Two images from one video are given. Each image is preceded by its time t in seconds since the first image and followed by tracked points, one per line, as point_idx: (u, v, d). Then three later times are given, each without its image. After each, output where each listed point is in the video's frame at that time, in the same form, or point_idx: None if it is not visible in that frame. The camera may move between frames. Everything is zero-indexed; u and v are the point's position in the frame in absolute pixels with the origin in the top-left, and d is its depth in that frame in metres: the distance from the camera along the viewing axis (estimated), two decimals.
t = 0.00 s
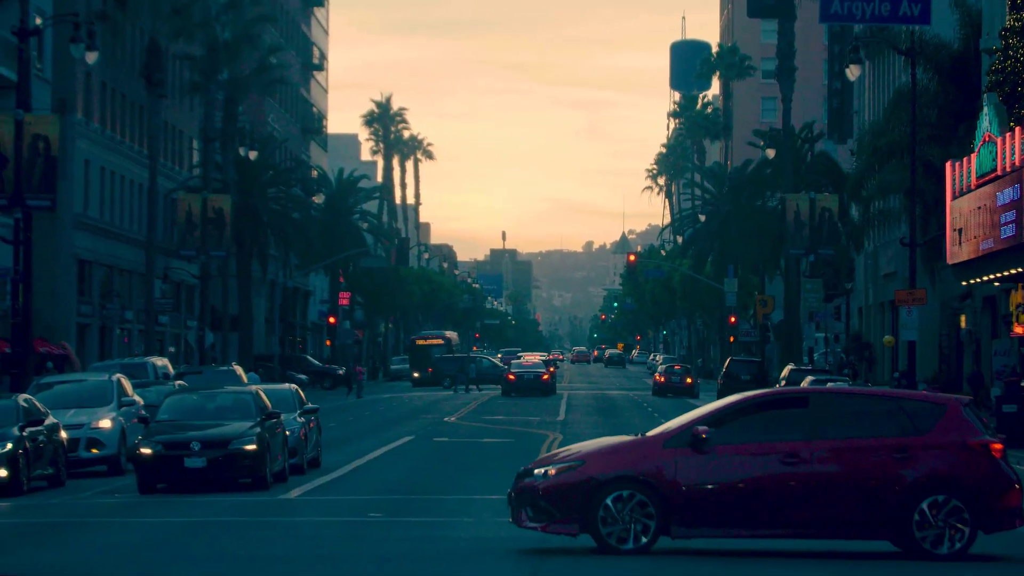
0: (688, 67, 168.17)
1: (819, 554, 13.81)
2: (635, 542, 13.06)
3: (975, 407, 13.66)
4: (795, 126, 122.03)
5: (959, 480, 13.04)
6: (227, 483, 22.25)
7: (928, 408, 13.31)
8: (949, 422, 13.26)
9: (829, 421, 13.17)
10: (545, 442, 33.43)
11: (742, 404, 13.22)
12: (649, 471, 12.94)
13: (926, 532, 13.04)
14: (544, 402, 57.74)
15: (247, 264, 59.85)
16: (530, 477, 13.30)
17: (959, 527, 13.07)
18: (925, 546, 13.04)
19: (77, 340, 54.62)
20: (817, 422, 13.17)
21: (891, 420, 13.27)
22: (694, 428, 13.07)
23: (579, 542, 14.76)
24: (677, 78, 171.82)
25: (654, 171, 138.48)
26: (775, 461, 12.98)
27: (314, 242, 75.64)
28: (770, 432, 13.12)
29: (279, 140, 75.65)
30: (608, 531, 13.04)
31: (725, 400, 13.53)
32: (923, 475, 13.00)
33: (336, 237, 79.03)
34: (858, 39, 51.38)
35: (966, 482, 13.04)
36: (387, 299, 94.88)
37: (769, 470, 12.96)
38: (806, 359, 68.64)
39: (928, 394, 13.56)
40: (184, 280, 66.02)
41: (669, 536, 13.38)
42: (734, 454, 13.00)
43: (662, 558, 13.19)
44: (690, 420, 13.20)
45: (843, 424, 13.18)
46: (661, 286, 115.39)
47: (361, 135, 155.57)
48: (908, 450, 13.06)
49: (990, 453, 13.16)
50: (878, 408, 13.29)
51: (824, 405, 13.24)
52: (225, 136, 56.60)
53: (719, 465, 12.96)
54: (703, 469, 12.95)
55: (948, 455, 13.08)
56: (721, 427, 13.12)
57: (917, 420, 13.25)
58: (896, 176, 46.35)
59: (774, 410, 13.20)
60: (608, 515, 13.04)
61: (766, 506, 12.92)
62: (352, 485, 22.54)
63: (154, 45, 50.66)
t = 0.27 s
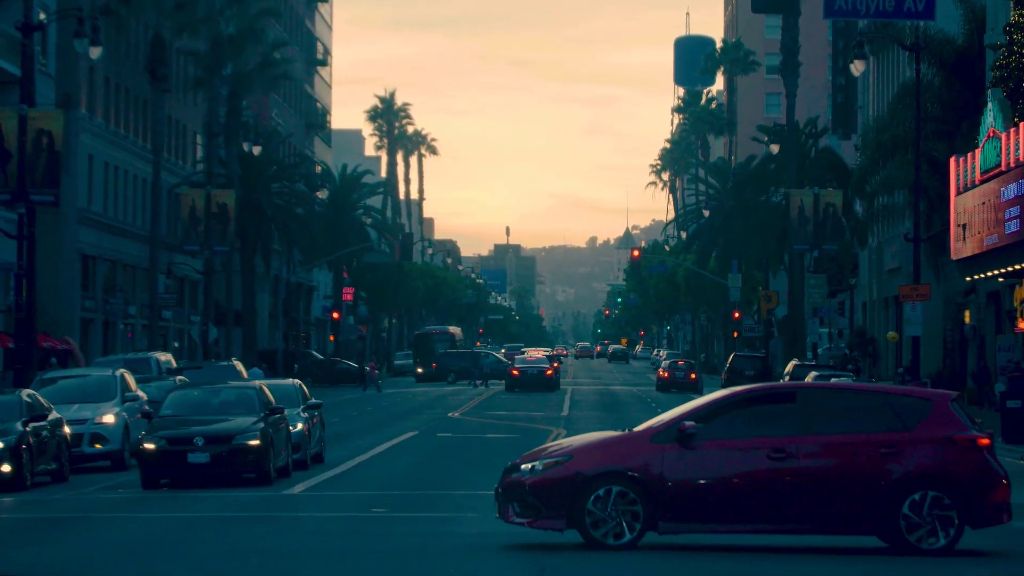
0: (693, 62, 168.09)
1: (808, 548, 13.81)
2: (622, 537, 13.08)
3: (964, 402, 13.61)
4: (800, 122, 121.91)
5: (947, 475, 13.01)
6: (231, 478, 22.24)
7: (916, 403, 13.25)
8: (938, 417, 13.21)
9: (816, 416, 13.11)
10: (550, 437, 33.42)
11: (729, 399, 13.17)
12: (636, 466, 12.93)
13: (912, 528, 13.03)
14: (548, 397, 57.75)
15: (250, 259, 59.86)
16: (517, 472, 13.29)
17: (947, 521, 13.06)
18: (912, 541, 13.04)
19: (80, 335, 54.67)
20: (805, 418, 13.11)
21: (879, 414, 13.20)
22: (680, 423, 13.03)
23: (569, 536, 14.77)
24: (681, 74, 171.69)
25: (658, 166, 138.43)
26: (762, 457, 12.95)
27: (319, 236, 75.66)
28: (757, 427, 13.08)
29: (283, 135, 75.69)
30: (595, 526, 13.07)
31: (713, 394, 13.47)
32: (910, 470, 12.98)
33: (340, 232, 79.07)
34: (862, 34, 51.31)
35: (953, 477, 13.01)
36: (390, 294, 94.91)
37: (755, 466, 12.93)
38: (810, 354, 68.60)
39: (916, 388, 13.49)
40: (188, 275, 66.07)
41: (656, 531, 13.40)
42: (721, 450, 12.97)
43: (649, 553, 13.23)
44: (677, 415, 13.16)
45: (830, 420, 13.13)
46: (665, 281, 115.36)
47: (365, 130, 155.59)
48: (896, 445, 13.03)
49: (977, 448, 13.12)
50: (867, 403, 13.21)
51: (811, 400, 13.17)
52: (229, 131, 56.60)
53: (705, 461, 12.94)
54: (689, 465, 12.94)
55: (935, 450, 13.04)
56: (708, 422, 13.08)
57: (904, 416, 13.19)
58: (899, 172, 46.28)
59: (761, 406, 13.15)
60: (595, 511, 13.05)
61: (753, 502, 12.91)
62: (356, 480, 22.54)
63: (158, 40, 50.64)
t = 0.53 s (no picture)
0: (693, 57, 168.02)
1: (793, 544, 13.81)
2: (607, 532, 13.06)
3: (948, 397, 13.66)
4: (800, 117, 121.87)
5: (932, 470, 13.04)
6: (231, 474, 22.22)
7: (902, 399, 13.29)
8: (924, 412, 13.24)
9: (803, 412, 13.15)
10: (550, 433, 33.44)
11: (715, 395, 13.18)
12: (621, 461, 12.90)
13: (898, 522, 13.07)
14: (549, 392, 57.80)
15: (250, 254, 59.84)
16: (502, 468, 13.23)
17: (932, 516, 13.10)
18: (898, 536, 13.07)
19: (80, 330, 54.65)
20: (791, 414, 13.14)
21: (867, 410, 13.24)
22: (666, 418, 13.03)
23: (555, 532, 14.75)
24: (681, 69, 171.65)
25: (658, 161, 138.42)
26: (748, 452, 12.95)
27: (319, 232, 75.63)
28: (744, 422, 13.09)
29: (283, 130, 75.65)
30: (580, 521, 13.04)
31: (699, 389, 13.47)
32: (895, 466, 13.00)
33: (340, 227, 79.07)
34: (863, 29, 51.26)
35: (939, 472, 13.04)
36: (391, 289, 94.89)
37: (741, 460, 12.92)
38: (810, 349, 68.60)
39: (901, 383, 13.53)
40: (188, 271, 66.05)
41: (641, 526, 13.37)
42: (707, 444, 12.96)
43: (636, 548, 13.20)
44: (664, 410, 13.15)
45: (816, 415, 13.15)
46: (665, 276, 115.38)
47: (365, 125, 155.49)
48: (882, 440, 13.05)
49: (963, 444, 13.16)
50: (852, 399, 13.25)
51: (797, 396, 13.21)
52: (229, 126, 56.57)
53: (691, 456, 12.92)
54: (674, 460, 12.92)
55: (921, 445, 13.07)
56: (695, 417, 13.08)
57: (890, 411, 13.22)
58: (900, 167, 46.24)
59: (747, 401, 13.17)
60: (581, 505, 13.02)
61: (739, 497, 12.89)
62: (357, 475, 22.55)
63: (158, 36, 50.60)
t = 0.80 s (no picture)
0: (691, 53, 167.93)
1: (779, 540, 13.82)
2: (593, 527, 13.09)
3: (933, 393, 13.71)
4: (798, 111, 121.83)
5: (918, 466, 13.08)
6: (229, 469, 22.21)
7: (887, 394, 13.34)
8: (908, 408, 13.30)
9: (788, 406, 13.15)
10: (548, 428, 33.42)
11: (701, 389, 13.19)
12: (607, 456, 12.92)
13: (884, 517, 13.11)
14: (548, 388, 57.76)
15: (248, 250, 59.77)
16: (488, 463, 13.24)
17: (917, 512, 13.15)
18: (884, 532, 13.11)
19: (78, 326, 54.59)
20: (776, 409, 13.14)
21: (853, 405, 13.26)
22: (652, 414, 13.05)
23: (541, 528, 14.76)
24: (679, 64, 171.52)
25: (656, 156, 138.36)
26: (734, 447, 12.95)
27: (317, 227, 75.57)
28: (730, 417, 13.09)
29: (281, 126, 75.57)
30: (565, 517, 13.07)
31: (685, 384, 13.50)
32: (881, 460, 13.03)
33: (338, 223, 79.01)
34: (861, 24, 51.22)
35: (924, 468, 13.09)
36: (388, 285, 94.83)
37: (727, 456, 12.92)
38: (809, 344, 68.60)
39: (885, 379, 13.58)
40: (185, 266, 65.98)
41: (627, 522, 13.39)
42: (693, 439, 12.98)
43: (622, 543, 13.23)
44: (650, 405, 13.17)
45: (803, 410, 13.16)
46: (663, 271, 115.38)
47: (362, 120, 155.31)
48: (867, 435, 13.09)
49: (948, 439, 13.20)
50: (838, 394, 13.27)
51: (781, 391, 13.22)
52: (227, 122, 56.51)
53: (677, 451, 12.94)
54: (661, 455, 12.94)
55: (906, 440, 13.11)
56: (681, 412, 13.10)
57: (876, 407, 13.26)
58: (898, 162, 46.21)
59: (733, 396, 13.17)
60: (566, 501, 13.03)
61: (725, 492, 12.89)
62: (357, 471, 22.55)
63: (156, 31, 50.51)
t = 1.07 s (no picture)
0: (687, 48, 168.03)
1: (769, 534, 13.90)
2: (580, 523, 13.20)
3: (922, 388, 13.74)
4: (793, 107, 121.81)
5: (904, 461, 13.13)
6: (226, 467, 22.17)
7: (874, 390, 13.37)
8: (896, 403, 13.33)
9: (774, 402, 13.21)
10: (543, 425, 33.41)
11: (688, 386, 13.31)
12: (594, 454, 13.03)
13: (871, 513, 13.16)
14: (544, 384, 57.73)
15: (244, 246, 59.67)
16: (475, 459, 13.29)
17: (904, 508, 13.21)
18: (871, 528, 13.18)
19: (73, 323, 54.52)
20: (762, 406, 13.21)
21: (841, 401, 13.29)
22: (638, 411, 13.16)
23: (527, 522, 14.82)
24: (675, 60, 171.40)
25: (652, 152, 138.31)
26: (720, 443, 13.04)
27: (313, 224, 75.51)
28: (716, 414, 13.20)
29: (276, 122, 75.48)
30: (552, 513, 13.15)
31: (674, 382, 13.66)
32: (865, 457, 13.07)
33: (335, 219, 78.91)
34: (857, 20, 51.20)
35: (910, 464, 13.14)
36: (383, 282, 94.72)
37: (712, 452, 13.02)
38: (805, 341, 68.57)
39: (874, 374, 13.60)
40: (180, 263, 65.92)
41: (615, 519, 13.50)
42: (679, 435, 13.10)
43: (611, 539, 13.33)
44: (637, 402, 13.29)
45: (789, 405, 13.22)
46: (658, 267, 115.33)
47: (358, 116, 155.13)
48: (853, 431, 13.12)
49: (934, 434, 13.23)
50: (825, 389, 13.30)
51: (767, 387, 13.26)
52: (223, 119, 56.38)
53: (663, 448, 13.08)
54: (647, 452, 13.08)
55: (892, 436, 13.16)
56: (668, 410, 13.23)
57: (863, 403, 13.29)
58: (894, 158, 46.19)
59: (720, 392, 13.26)
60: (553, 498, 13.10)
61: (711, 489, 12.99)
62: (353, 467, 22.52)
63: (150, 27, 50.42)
